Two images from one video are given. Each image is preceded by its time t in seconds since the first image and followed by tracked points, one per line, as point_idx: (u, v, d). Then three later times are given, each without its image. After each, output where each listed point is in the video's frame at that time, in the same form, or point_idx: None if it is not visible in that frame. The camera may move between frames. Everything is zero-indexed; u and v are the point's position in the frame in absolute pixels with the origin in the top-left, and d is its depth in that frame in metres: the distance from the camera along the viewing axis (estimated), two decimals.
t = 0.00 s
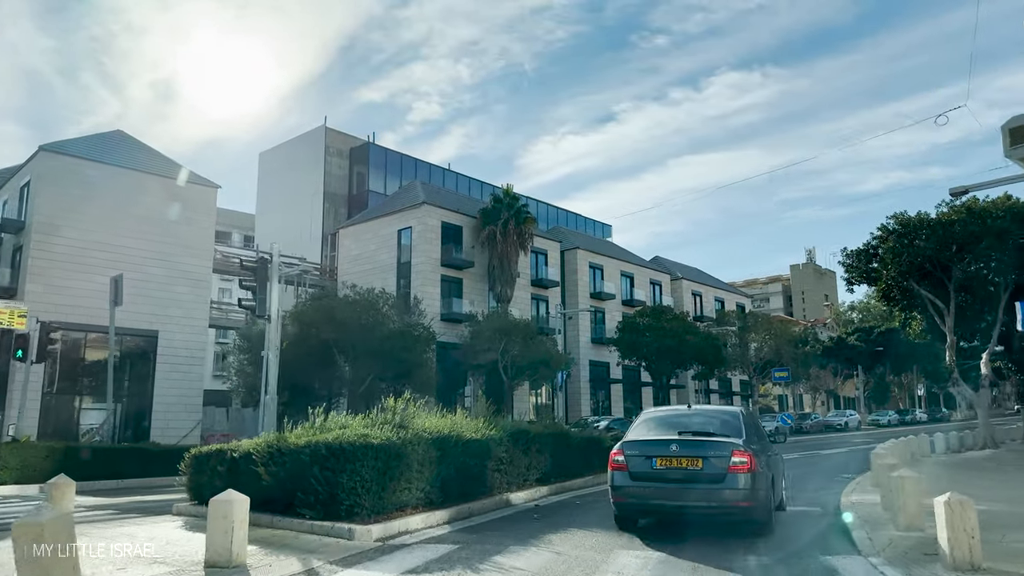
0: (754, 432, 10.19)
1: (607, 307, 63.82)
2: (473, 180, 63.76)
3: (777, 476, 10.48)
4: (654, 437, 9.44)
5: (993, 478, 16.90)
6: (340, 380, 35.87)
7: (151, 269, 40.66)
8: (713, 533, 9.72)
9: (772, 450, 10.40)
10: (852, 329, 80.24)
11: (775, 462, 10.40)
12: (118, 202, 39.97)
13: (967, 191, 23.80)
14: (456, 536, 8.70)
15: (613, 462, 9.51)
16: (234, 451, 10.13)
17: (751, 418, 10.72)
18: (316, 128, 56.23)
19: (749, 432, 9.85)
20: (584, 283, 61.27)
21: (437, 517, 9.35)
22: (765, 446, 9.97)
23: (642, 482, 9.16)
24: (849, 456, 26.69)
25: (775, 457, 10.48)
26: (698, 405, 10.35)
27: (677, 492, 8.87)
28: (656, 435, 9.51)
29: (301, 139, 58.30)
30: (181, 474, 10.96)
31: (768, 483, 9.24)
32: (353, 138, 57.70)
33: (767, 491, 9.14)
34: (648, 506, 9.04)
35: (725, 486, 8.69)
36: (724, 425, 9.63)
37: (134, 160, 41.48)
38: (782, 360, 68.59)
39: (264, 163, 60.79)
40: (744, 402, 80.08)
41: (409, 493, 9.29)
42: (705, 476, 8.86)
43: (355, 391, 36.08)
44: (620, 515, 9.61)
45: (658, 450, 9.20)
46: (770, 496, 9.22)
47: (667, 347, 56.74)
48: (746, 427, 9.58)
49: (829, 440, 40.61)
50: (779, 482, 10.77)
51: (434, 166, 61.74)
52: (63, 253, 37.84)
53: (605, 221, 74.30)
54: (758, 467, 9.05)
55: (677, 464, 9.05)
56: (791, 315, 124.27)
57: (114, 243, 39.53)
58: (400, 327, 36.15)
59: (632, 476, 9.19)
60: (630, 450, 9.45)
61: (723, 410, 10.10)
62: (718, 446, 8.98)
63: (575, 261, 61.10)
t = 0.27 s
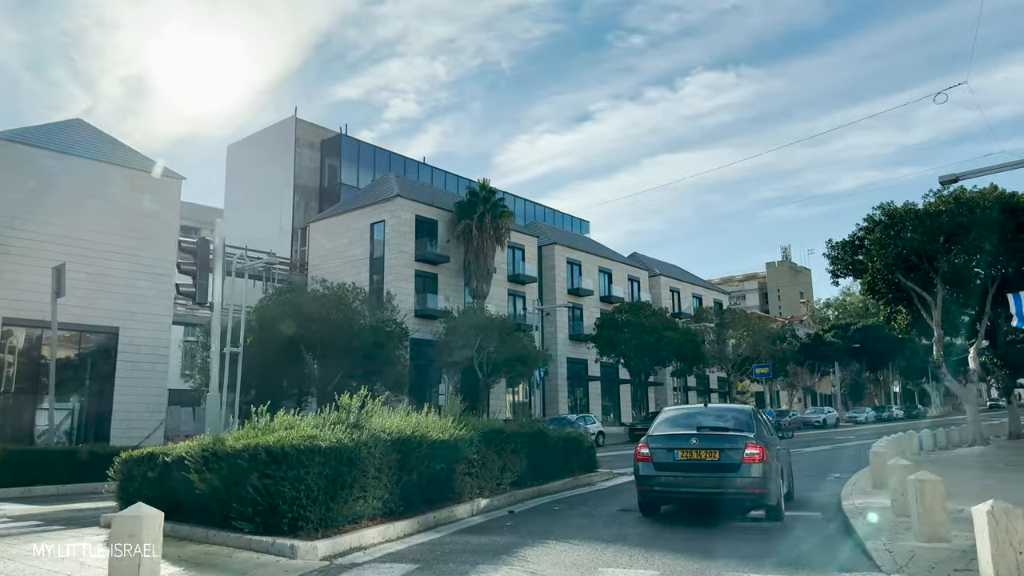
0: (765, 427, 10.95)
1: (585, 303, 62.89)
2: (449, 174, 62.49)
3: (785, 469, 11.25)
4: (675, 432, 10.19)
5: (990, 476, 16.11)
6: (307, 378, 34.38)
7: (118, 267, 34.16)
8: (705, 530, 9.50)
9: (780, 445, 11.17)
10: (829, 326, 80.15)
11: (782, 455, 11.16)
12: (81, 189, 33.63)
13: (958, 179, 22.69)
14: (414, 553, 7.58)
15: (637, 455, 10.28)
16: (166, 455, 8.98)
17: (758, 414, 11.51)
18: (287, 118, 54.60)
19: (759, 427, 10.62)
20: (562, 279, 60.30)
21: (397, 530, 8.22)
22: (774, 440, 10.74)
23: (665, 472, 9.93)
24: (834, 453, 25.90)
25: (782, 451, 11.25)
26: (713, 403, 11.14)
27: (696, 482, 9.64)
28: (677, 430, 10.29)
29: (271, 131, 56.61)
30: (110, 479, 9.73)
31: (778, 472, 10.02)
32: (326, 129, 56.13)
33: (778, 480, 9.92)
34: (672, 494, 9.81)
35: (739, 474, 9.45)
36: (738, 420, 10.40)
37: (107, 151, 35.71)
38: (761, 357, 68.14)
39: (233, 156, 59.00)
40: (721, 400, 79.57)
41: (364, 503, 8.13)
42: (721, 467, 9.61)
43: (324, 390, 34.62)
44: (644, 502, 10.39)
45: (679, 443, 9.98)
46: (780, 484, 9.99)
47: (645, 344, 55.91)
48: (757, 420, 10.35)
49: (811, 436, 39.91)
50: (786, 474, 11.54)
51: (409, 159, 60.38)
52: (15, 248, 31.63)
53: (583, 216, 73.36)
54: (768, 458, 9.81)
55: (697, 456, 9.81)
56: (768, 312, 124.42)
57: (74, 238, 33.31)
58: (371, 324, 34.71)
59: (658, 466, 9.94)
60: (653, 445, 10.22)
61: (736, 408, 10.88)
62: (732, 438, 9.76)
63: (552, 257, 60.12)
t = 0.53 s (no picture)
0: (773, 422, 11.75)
1: (562, 300, 61.92)
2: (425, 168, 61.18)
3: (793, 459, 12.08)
4: (692, 429, 11.00)
5: (989, 475, 15.30)
6: (274, 376, 33.02)
7: (96, 266, 31.93)
8: (720, 516, 10.38)
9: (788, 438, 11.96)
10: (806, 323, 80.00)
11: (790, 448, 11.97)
12: (55, 183, 31.42)
13: (948, 167, 21.84)
14: None
15: (658, 450, 11.12)
16: (80, 461, 7.77)
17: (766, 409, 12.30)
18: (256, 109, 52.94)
19: (768, 421, 11.42)
20: (539, 275, 59.29)
21: (346, 547, 7.08)
22: (781, 434, 11.56)
23: (684, 465, 10.77)
24: (817, 451, 25.15)
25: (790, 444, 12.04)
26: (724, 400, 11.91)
27: (713, 474, 10.47)
28: (694, 426, 11.11)
29: (240, 122, 54.89)
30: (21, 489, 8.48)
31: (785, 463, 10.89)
32: (296, 121, 54.55)
33: (785, 470, 10.82)
34: (692, 485, 10.64)
35: (750, 466, 10.29)
36: (748, 417, 11.20)
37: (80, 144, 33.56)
38: (739, 354, 67.68)
39: (200, 148, 57.14)
40: (699, 397, 79.03)
41: (306, 517, 6.99)
42: (734, 460, 10.45)
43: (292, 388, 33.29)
44: (663, 493, 11.25)
45: (696, 438, 10.80)
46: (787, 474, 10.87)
47: (623, 340, 55.03)
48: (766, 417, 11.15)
49: (791, 433, 39.22)
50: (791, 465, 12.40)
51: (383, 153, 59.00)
52: None
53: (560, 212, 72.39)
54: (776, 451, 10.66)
55: (713, 451, 10.65)
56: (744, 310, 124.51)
57: (48, 236, 31.00)
58: (340, 320, 33.30)
59: (678, 460, 10.78)
60: (672, 440, 11.07)
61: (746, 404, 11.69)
62: (744, 434, 10.58)
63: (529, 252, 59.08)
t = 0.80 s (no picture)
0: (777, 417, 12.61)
1: (539, 297, 60.92)
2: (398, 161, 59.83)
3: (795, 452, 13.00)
4: (703, 423, 11.89)
5: (988, 473, 14.53)
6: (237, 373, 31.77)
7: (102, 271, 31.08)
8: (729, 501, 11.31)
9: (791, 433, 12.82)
10: (783, 320, 79.80)
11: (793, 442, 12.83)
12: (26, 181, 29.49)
13: (939, 155, 20.98)
14: None
15: (673, 441, 12.04)
16: None
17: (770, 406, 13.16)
18: (223, 99, 51.23)
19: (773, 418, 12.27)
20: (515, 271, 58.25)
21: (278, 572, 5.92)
22: (785, 428, 12.44)
23: (696, 455, 11.69)
24: (802, 448, 24.33)
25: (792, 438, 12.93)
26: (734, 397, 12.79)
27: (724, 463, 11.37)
28: (706, 420, 12.02)
29: (207, 113, 53.12)
30: None
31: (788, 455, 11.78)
32: (265, 112, 52.91)
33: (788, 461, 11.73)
34: (704, 474, 11.56)
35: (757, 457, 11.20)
36: (755, 412, 12.07)
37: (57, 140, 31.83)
38: (716, 351, 67.21)
39: (165, 140, 55.22)
40: (676, 395, 78.45)
41: (225, 538, 5.77)
42: (742, 452, 11.36)
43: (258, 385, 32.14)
44: (679, 481, 12.16)
45: (708, 431, 11.70)
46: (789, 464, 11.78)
47: (600, 337, 54.16)
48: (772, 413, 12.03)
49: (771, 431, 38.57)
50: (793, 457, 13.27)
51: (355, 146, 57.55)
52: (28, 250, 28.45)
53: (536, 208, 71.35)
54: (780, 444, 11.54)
55: (724, 443, 11.56)
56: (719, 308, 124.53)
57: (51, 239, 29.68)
58: (306, 316, 32.00)
59: (691, 451, 11.73)
60: (686, 434, 11.98)
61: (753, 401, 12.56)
62: (751, 429, 11.47)
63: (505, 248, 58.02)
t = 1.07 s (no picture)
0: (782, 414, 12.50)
1: (514, 295, 59.87)
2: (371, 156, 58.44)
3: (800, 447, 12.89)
4: (712, 419, 11.77)
5: (987, 474, 13.74)
6: (197, 371, 30.29)
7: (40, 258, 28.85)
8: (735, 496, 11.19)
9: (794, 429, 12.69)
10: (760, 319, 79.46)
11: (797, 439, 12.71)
12: None
13: (928, 143, 20.24)
14: None
15: (683, 436, 11.93)
16: None
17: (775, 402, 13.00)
18: (187, 90, 49.55)
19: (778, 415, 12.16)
20: (490, 268, 57.13)
21: None
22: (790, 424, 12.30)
23: (704, 450, 11.59)
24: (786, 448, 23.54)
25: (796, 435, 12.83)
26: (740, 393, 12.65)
27: (731, 458, 11.26)
28: (712, 415, 11.89)
29: (170, 105, 51.35)
30: None
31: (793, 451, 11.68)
32: (231, 103, 51.29)
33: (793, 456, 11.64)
34: (713, 468, 11.47)
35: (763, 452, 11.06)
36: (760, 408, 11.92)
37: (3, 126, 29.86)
38: (693, 350, 66.61)
39: (127, 133, 53.35)
40: (653, 395, 77.82)
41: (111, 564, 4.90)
42: (747, 447, 11.23)
43: (220, 385, 30.72)
44: (688, 473, 12.13)
45: (714, 427, 11.58)
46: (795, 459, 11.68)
47: (577, 335, 53.20)
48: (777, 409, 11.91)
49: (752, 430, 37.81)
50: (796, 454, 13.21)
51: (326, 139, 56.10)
52: None
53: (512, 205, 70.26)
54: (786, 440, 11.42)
55: (731, 438, 11.43)
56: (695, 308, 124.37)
57: None
58: (269, 312, 30.54)
59: (699, 446, 11.63)
60: (694, 428, 11.86)
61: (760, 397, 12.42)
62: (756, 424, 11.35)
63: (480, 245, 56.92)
